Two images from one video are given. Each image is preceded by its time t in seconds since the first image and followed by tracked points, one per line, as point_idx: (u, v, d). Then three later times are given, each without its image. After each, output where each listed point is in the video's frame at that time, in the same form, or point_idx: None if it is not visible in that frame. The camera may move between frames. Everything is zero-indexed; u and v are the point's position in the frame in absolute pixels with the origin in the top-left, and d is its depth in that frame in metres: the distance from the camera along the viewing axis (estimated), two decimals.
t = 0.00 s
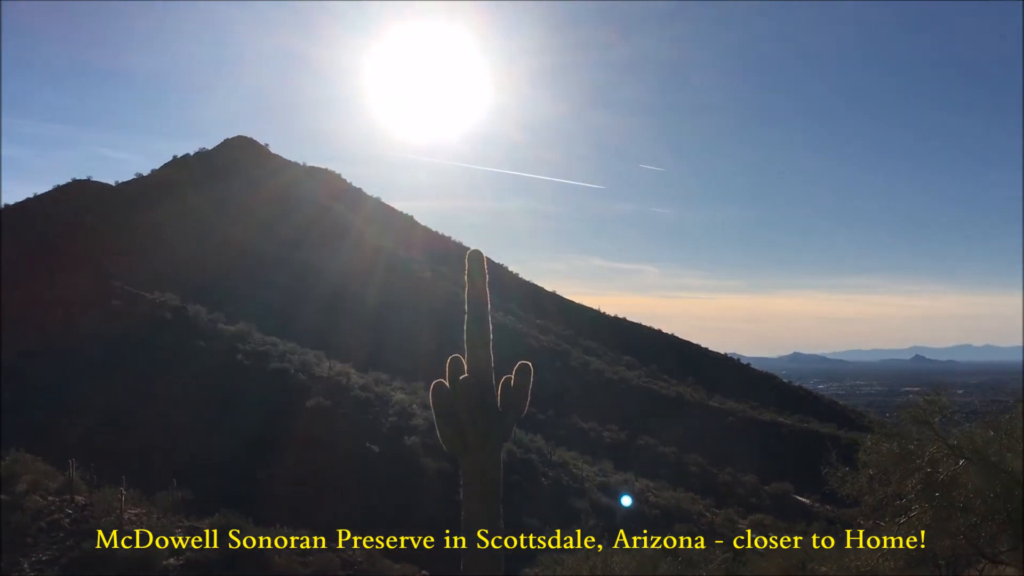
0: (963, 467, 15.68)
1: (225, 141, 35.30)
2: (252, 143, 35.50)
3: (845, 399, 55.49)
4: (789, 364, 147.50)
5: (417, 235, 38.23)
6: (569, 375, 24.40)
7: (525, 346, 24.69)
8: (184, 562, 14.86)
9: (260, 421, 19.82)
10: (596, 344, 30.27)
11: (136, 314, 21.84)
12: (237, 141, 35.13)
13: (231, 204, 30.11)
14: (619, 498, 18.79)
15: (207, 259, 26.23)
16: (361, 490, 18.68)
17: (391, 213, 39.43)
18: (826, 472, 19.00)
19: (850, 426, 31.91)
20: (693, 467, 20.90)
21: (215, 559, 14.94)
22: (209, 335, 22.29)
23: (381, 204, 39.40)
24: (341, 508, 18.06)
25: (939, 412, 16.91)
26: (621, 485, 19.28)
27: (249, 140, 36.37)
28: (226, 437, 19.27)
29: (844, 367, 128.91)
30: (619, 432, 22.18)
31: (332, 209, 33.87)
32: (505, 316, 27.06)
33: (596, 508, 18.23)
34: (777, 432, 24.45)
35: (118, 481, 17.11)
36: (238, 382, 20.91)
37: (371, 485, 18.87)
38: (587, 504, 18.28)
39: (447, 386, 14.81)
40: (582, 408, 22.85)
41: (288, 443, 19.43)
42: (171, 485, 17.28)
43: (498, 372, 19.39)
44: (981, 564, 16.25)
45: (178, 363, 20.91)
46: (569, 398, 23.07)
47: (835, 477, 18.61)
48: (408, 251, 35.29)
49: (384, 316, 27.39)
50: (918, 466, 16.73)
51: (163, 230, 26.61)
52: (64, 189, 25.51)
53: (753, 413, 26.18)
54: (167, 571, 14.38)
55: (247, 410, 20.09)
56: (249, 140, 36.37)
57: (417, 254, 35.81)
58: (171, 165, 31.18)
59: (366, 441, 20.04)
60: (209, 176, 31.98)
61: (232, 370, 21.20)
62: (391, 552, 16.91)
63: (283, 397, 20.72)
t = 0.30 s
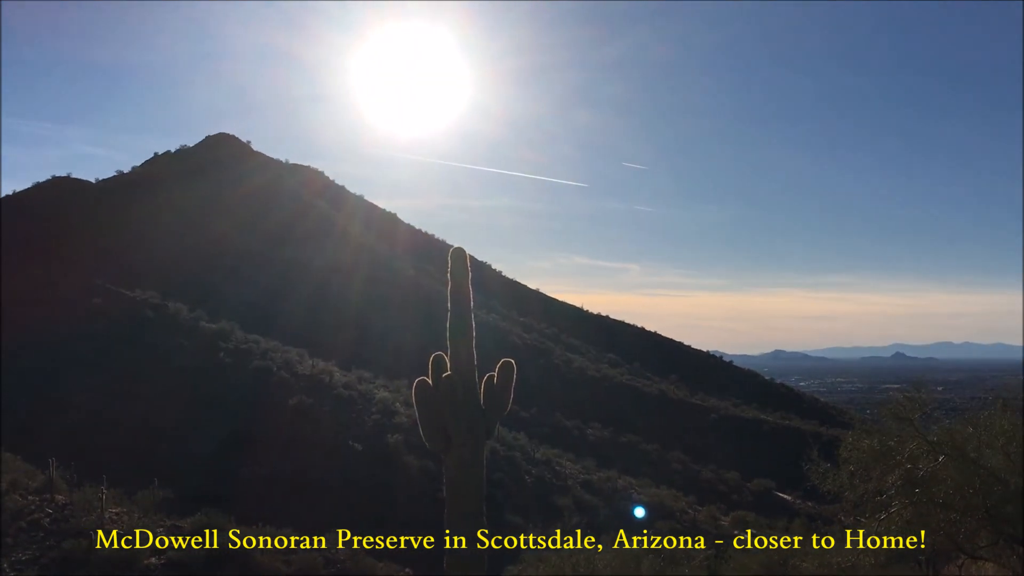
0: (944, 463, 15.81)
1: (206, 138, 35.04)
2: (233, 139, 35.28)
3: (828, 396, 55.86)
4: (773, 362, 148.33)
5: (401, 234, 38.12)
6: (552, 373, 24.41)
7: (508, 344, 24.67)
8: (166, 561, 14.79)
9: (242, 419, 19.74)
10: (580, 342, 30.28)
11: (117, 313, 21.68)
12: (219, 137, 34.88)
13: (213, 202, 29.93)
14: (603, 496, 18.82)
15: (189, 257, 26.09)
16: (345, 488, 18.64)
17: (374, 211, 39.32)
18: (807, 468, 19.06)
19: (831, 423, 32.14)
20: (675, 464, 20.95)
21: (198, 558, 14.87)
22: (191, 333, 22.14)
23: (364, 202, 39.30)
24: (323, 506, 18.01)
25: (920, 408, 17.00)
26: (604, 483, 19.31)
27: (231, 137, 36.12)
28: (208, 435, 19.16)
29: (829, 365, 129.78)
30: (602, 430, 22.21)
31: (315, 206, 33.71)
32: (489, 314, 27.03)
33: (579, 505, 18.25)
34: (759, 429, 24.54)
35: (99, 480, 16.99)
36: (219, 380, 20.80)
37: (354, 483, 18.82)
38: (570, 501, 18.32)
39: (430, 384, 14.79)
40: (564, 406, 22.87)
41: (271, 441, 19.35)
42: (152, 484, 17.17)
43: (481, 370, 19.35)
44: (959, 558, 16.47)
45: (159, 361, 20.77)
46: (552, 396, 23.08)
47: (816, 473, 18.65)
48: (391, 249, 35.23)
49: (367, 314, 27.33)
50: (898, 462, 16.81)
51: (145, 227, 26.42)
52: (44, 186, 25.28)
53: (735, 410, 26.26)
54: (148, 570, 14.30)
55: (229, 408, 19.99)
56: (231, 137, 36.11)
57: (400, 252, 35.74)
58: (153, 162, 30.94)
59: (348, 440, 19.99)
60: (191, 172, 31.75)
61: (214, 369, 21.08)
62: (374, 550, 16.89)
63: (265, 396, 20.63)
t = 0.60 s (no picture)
0: (925, 461, 15.91)
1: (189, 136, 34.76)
2: (215, 137, 35.03)
3: (810, 395, 56.18)
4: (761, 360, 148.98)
5: (385, 233, 38.00)
6: (536, 371, 24.39)
7: (492, 342, 24.63)
8: (148, 561, 14.70)
9: (224, 418, 19.63)
10: (564, 341, 30.27)
11: (98, 311, 21.50)
12: (201, 135, 34.61)
13: (196, 199, 29.72)
14: (587, 494, 18.84)
15: (172, 255, 25.92)
16: (328, 488, 18.59)
17: (358, 209, 39.19)
18: (790, 465, 19.09)
19: (814, 420, 32.33)
20: (659, 463, 20.96)
21: (181, 558, 14.80)
22: (173, 331, 22.00)
23: (348, 200, 39.17)
24: (307, 505, 17.97)
25: (902, 407, 17.00)
26: (588, 481, 19.33)
27: (214, 134, 35.85)
28: (190, 433, 19.05)
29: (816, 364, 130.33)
30: (586, 428, 22.21)
31: (298, 204, 33.53)
32: (473, 312, 26.99)
33: (564, 504, 18.27)
34: (741, 427, 24.59)
35: (80, 480, 16.87)
36: (202, 379, 20.67)
37: (338, 481, 18.78)
38: (554, 499, 18.32)
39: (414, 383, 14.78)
40: (549, 404, 22.86)
41: (254, 440, 19.28)
42: (134, 483, 17.06)
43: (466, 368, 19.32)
44: (940, 556, 16.68)
45: (141, 360, 20.62)
46: (535, 395, 23.07)
47: (799, 471, 18.65)
48: (376, 247, 35.14)
49: (352, 313, 27.24)
50: (880, 459, 16.90)
51: (127, 225, 26.22)
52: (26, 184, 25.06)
53: (718, 408, 26.31)
54: (131, 570, 14.21)
55: (212, 407, 19.89)
56: (213, 134, 35.84)
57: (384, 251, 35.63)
58: (135, 160, 30.69)
59: (332, 438, 19.93)
60: (174, 170, 31.50)
61: (196, 367, 20.95)
62: (358, 550, 16.86)
63: (248, 394, 20.53)
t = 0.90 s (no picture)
0: (906, 460, 16.02)
1: (171, 134, 34.50)
2: (198, 135, 34.79)
3: (792, 393, 56.47)
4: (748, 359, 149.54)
5: (369, 232, 37.92)
6: (520, 370, 24.36)
7: (476, 341, 24.56)
8: (130, 561, 14.59)
9: (207, 418, 19.51)
10: (548, 340, 30.25)
11: (80, 310, 21.33)
12: (183, 133, 34.36)
13: (179, 197, 29.51)
14: (570, 493, 18.84)
15: (155, 254, 25.72)
16: (312, 487, 18.52)
17: (342, 208, 39.02)
18: (773, 464, 19.13)
19: (796, 420, 32.51)
20: (643, 462, 20.97)
21: (163, 558, 14.71)
22: (155, 330, 21.85)
23: (331, 198, 38.99)
24: (291, 505, 17.90)
25: (883, 406, 17.23)
26: (572, 480, 19.33)
27: (196, 133, 35.60)
28: (172, 433, 18.93)
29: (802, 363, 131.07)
30: (570, 427, 22.21)
31: (282, 203, 33.38)
32: (457, 311, 26.93)
33: (547, 503, 18.27)
34: (724, 426, 24.68)
35: (60, 480, 16.73)
36: (184, 378, 20.53)
37: (322, 481, 18.72)
38: (538, 498, 18.32)
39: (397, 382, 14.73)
40: (532, 404, 22.84)
41: (237, 440, 19.18)
42: (116, 483, 16.94)
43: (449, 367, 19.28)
44: (919, 554, 16.80)
45: (123, 359, 20.46)
46: (520, 394, 23.04)
47: (782, 470, 18.67)
48: (360, 247, 35.02)
49: (336, 313, 27.15)
50: (861, 459, 16.99)
51: (109, 223, 26.01)
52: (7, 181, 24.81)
53: (701, 408, 26.38)
54: (112, 571, 14.10)
55: (194, 406, 19.77)
56: (196, 132, 35.59)
57: (369, 250, 35.55)
58: (117, 158, 30.43)
59: (316, 438, 19.86)
60: (156, 168, 31.26)
61: (178, 367, 20.80)
62: (342, 550, 16.83)
63: (231, 394, 20.42)
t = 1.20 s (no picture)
0: (885, 461, 16.01)
1: (151, 134, 34.24)
2: (178, 135, 34.54)
3: (772, 395, 56.85)
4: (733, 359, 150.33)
5: (351, 233, 37.85)
6: (502, 371, 24.34)
7: (458, 342, 24.52)
8: (109, 563, 14.46)
9: (187, 419, 19.38)
10: (530, 341, 30.25)
11: (58, 310, 21.14)
12: (164, 132, 34.12)
13: (160, 197, 29.31)
14: (552, 494, 18.85)
15: (135, 254, 25.57)
16: (293, 488, 18.47)
17: (323, 208, 38.87)
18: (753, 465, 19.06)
19: (776, 421, 32.74)
20: (624, 462, 21.00)
21: (142, 560, 14.59)
22: (135, 331, 21.70)
23: (314, 199, 38.84)
24: (272, 506, 17.82)
25: (862, 407, 17.28)
26: (554, 481, 19.33)
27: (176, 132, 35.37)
28: (152, 434, 18.80)
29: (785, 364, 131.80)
30: (552, 428, 22.22)
31: (263, 204, 33.23)
32: (439, 312, 26.88)
33: (529, 504, 18.27)
34: (706, 427, 24.77)
35: (38, 481, 16.56)
36: (164, 378, 20.39)
37: (303, 482, 18.65)
38: (519, 499, 18.32)
39: (379, 382, 14.69)
40: (514, 405, 22.84)
41: (217, 441, 19.07)
42: (95, 484, 16.79)
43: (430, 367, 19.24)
44: (897, 555, 16.97)
45: (101, 359, 20.29)
46: (502, 395, 23.03)
47: (761, 471, 18.67)
48: (342, 247, 34.91)
49: (318, 314, 27.05)
50: (841, 459, 16.96)
51: (89, 223, 25.80)
52: None
53: (682, 409, 26.45)
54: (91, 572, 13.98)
55: (173, 407, 19.64)
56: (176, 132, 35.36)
57: (351, 251, 35.46)
58: (96, 157, 30.16)
59: (297, 439, 19.78)
60: (136, 167, 31.01)
61: (157, 367, 20.66)
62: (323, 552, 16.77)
63: (211, 394, 20.32)
